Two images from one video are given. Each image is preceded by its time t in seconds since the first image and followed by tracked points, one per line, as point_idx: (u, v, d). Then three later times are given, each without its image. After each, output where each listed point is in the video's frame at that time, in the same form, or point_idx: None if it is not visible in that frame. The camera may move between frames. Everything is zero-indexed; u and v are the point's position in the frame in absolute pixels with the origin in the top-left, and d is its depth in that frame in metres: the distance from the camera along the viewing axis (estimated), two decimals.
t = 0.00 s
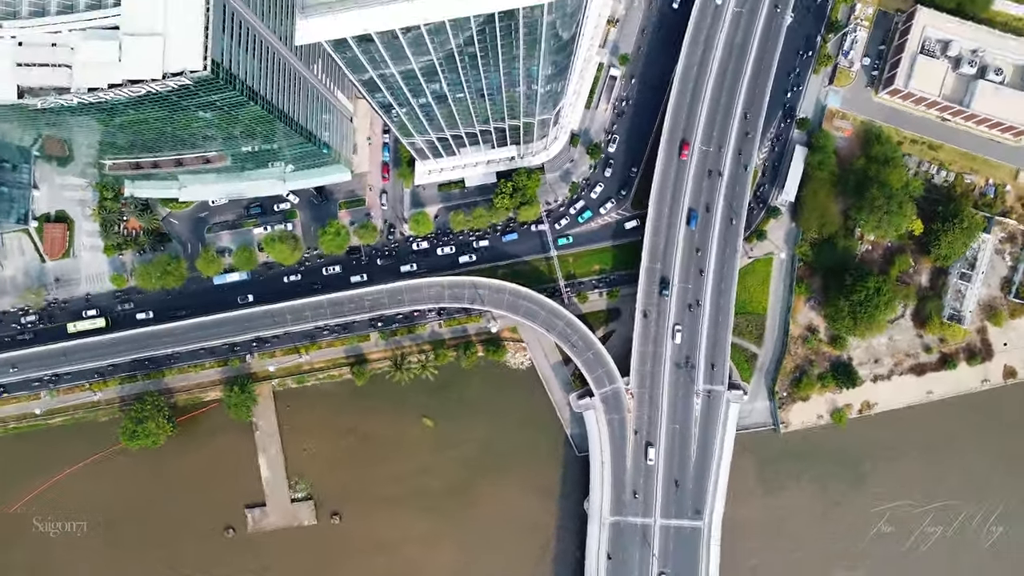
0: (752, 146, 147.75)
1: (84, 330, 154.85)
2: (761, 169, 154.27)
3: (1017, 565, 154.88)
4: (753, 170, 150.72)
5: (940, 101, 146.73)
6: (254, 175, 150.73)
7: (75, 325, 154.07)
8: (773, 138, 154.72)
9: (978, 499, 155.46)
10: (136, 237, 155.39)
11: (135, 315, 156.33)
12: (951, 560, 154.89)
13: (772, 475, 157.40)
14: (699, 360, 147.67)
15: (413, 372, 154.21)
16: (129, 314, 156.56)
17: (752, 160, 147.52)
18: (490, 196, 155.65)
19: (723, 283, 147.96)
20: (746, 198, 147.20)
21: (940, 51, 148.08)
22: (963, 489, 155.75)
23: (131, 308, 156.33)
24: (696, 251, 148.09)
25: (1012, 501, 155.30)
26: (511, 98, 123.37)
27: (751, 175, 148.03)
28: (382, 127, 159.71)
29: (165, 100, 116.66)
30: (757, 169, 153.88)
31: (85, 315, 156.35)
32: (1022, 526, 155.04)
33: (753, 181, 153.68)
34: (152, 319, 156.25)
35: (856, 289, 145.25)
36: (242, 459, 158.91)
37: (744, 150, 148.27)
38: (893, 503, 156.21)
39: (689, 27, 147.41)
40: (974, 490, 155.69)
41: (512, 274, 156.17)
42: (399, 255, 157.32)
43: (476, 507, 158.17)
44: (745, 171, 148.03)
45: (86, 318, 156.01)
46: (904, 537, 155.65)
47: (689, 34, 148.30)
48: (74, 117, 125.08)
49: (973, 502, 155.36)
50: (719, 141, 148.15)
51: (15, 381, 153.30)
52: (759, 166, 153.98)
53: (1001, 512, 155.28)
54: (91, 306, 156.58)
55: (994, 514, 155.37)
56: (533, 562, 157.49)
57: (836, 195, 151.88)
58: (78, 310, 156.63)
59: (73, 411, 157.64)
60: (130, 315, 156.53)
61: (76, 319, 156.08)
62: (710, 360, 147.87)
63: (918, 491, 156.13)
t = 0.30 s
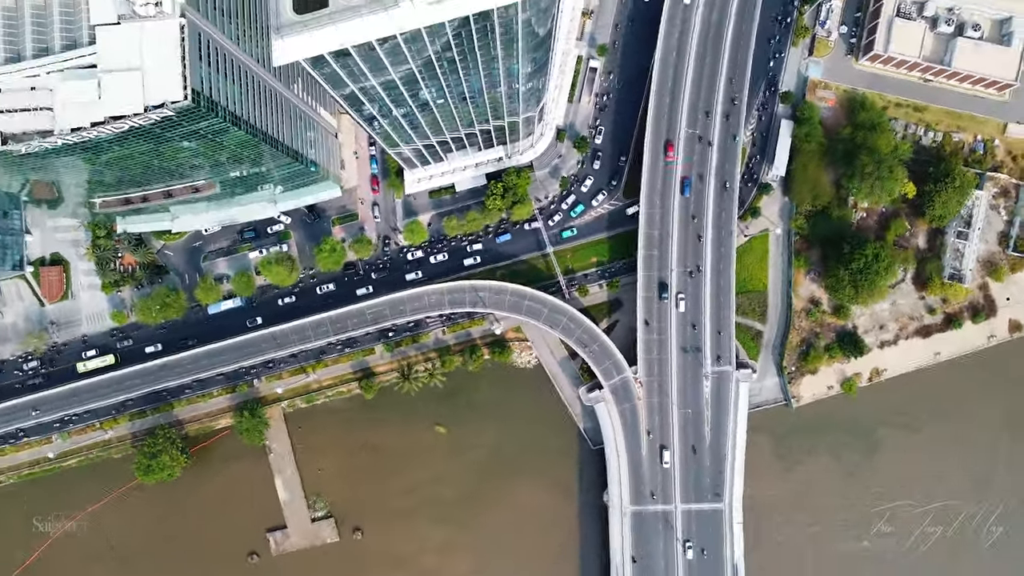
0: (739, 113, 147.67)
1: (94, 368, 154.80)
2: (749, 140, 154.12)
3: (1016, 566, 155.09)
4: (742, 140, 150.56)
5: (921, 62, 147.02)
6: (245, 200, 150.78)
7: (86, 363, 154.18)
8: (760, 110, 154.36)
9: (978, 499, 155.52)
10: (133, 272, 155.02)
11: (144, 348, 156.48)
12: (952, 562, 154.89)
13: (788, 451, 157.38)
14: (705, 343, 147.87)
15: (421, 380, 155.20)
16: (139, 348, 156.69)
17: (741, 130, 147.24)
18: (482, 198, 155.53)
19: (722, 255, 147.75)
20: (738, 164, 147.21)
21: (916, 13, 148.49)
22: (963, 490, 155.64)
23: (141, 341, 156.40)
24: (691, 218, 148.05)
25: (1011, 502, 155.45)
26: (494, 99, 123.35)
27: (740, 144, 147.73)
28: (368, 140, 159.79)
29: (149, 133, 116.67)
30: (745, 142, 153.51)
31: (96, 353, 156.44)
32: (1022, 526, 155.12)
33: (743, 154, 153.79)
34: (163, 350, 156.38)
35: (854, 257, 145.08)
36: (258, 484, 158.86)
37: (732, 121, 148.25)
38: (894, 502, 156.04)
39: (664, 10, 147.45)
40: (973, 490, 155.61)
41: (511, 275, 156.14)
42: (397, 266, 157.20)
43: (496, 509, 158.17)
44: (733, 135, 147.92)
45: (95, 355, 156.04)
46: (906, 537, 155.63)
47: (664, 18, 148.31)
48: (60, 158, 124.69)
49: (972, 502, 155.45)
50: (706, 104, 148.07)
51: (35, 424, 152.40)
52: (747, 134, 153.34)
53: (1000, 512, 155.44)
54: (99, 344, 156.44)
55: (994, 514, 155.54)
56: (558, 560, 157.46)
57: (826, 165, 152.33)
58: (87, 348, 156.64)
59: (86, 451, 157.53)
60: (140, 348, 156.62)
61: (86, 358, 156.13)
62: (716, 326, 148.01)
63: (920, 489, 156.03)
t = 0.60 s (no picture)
0: (728, 86, 148.44)
1: (104, 391, 154.66)
2: (739, 116, 154.20)
3: (1017, 566, 155.59)
4: (733, 117, 151.00)
5: (905, 38, 147.13)
6: (240, 216, 150.79)
7: (95, 389, 153.58)
8: (746, 88, 154.44)
9: (978, 499, 155.89)
10: (132, 295, 154.70)
11: (153, 368, 156.61)
12: (953, 559, 155.78)
13: (796, 435, 157.36)
14: (708, 331, 147.98)
15: (426, 386, 152.86)
16: (148, 368, 156.97)
17: (730, 107, 147.83)
18: (476, 200, 155.67)
19: (717, 227, 148.34)
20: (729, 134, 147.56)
21: None
22: (962, 490, 156.08)
23: (149, 362, 156.57)
24: (686, 191, 148.23)
25: (1012, 500, 155.87)
26: (482, 100, 123.33)
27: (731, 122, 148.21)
28: (359, 149, 159.74)
29: (140, 155, 116.66)
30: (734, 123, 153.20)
31: (106, 376, 156.58)
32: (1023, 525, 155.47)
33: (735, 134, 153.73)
34: (173, 368, 156.31)
35: (851, 236, 144.99)
36: (270, 499, 158.79)
37: (720, 100, 148.72)
38: (896, 501, 156.30)
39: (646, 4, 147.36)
40: (972, 491, 155.97)
41: (510, 275, 156.11)
42: (396, 272, 157.17)
43: (510, 510, 158.19)
44: (722, 102, 148.50)
45: (105, 379, 155.96)
46: (906, 537, 156.19)
47: (647, 11, 148.45)
48: (53, 186, 124.40)
49: (972, 502, 155.88)
50: (695, 79, 148.31)
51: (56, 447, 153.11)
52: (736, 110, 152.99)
53: (1001, 511, 155.92)
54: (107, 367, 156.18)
55: (995, 513, 156.02)
56: (574, 557, 157.53)
57: (817, 146, 152.94)
58: (97, 372, 156.91)
59: (95, 476, 157.32)
60: (149, 368, 156.88)
61: (96, 381, 156.21)
62: (716, 296, 148.52)
63: (922, 491, 156.08)
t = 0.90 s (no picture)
0: (728, 73, 148.84)
1: (110, 390, 154.37)
2: (740, 106, 154.09)
3: (1018, 566, 155.56)
4: (732, 107, 151.12)
5: (904, 36, 147.18)
6: (240, 217, 150.69)
7: (100, 388, 153.64)
8: (745, 78, 154.44)
9: (978, 500, 155.80)
10: (132, 296, 155.06)
11: (158, 367, 156.59)
12: (953, 558, 155.82)
13: (797, 434, 157.29)
14: (708, 330, 147.99)
15: (427, 387, 152.69)
16: (152, 368, 156.90)
17: (730, 97, 148.21)
18: (476, 200, 155.75)
19: (716, 209, 148.56)
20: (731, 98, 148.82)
21: None
22: (961, 490, 156.01)
23: (153, 361, 156.45)
24: (685, 174, 148.30)
25: (1012, 500, 155.79)
26: (482, 100, 123.39)
27: (731, 112, 148.46)
28: (358, 149, 159.64)
29: (139, 157, 116.66)
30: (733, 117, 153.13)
31: (110, 376, 156.43)
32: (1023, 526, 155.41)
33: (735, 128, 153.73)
34: (178, 368, 156.33)
35: (851, 235, 144.93)
36: (270, 500, 158.68)
37: (719, 92, 149.01)
38: (896, 501, 156.22)
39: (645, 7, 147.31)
40: (972, 491, 155.89)
41: (510, 275, 156.05)
42: (396, 272, 157.08)
43: (510, 510, 158.09)
44: (724, 79, 148.75)
45: (110, 378, 155.71)
46: (906, 536, 156.11)
47: (647, 11, 148.60)
48: (52, 187, 124.34)
49: (972, 503, 155.78)
50: (695, 65, 148.57)
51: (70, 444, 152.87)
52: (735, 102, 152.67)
53: (1001, 511, 155.83)
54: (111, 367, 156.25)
55: (995, 513, 155.95)
56: (574, 557, 157.39)
57: (817, 145, 153.13)
58: (102, 372, 156.90)
59: (95, 477, 157.10)
60: (151, 369, 156.88)
61: (101, 382, 156.28)
62: (716, 278, 148.56)
63: (922, 491, 156.00)
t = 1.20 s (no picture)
0: (728, 68, 148.89)
1: (115, 389, 154.86)
2: (740, 99, 154.09)
3: (1018, 566, 155.42)
4: (733, 100, 150.96)
5: (904, 37, 147.28)
6: (240, 218, 150.69)
7: (105, 387, 154.06)
8: (744, 72, 154.55)
9: (978, 499, 155.76)
10: (132, 297, 155.19)
11: (163, 366, 156.62)
12: (953, 558, 155.79)
13: (797, 435, 157.27)
14: (708, 331, 148.06)
15: (427, 387, 152.53)
16: (158, 367, 156.93)
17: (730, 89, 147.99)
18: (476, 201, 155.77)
19: (715, 196, 148.56)
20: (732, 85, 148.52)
21: None
22: (961, 490, 155.95)
23: (158, 361, 156.46)
24: (686, 159, 148.42)
25: (1012, 500, 155.71)
26: (482, 101, 123.49)
27: (731, 104, 148.29)
28: (359, 150, 159.65)
29: (139, 157, 116.77)
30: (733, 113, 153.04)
31: (115, 375, 156.44)
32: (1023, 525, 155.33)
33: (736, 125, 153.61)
34: (185, 367, 156.27)
35: (852, 236, 144.98)
36: (270, 501, 158.64)
37: (720, 88, 148.86)
38: (895, 502, 156.15)
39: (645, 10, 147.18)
40: (972, 491, 155.86)
41: (510, 276, 156.06)
42: (396, 273, 157.13)
43: (510, 511, 158.11)
44: (724, 72, 148.82)
45: (115, 377, 156.01)
46: (906, 536, 156.14)
47: (646, 13, 148.59)
48: (52, 188, 124.54)
49: (972, 503, 155.72)
50: (696, 52, 148.72)
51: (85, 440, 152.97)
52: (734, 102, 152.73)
53: (1000, 511, 155.77)
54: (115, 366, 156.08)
55: (995, 513, 155.87)
56: (574, 558, 157.39)
57: (817, 146, 153.11)
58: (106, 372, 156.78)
59: (95, 478, 157.10)
60: (151, 369, 156.94)
61: (106, 381, 156.50)
62: (715, 263, 148.51)
63: (922, 491, 155.98)
